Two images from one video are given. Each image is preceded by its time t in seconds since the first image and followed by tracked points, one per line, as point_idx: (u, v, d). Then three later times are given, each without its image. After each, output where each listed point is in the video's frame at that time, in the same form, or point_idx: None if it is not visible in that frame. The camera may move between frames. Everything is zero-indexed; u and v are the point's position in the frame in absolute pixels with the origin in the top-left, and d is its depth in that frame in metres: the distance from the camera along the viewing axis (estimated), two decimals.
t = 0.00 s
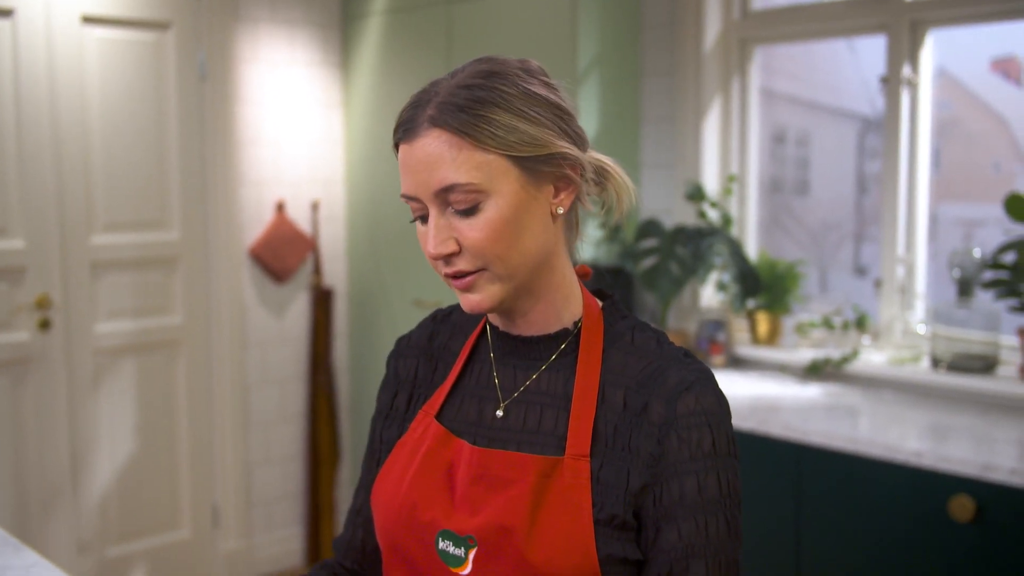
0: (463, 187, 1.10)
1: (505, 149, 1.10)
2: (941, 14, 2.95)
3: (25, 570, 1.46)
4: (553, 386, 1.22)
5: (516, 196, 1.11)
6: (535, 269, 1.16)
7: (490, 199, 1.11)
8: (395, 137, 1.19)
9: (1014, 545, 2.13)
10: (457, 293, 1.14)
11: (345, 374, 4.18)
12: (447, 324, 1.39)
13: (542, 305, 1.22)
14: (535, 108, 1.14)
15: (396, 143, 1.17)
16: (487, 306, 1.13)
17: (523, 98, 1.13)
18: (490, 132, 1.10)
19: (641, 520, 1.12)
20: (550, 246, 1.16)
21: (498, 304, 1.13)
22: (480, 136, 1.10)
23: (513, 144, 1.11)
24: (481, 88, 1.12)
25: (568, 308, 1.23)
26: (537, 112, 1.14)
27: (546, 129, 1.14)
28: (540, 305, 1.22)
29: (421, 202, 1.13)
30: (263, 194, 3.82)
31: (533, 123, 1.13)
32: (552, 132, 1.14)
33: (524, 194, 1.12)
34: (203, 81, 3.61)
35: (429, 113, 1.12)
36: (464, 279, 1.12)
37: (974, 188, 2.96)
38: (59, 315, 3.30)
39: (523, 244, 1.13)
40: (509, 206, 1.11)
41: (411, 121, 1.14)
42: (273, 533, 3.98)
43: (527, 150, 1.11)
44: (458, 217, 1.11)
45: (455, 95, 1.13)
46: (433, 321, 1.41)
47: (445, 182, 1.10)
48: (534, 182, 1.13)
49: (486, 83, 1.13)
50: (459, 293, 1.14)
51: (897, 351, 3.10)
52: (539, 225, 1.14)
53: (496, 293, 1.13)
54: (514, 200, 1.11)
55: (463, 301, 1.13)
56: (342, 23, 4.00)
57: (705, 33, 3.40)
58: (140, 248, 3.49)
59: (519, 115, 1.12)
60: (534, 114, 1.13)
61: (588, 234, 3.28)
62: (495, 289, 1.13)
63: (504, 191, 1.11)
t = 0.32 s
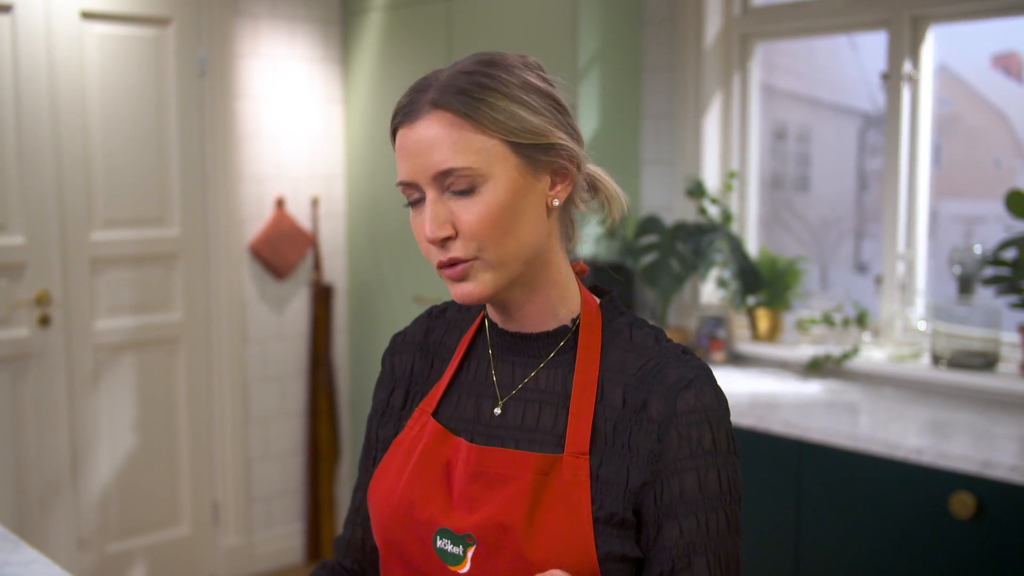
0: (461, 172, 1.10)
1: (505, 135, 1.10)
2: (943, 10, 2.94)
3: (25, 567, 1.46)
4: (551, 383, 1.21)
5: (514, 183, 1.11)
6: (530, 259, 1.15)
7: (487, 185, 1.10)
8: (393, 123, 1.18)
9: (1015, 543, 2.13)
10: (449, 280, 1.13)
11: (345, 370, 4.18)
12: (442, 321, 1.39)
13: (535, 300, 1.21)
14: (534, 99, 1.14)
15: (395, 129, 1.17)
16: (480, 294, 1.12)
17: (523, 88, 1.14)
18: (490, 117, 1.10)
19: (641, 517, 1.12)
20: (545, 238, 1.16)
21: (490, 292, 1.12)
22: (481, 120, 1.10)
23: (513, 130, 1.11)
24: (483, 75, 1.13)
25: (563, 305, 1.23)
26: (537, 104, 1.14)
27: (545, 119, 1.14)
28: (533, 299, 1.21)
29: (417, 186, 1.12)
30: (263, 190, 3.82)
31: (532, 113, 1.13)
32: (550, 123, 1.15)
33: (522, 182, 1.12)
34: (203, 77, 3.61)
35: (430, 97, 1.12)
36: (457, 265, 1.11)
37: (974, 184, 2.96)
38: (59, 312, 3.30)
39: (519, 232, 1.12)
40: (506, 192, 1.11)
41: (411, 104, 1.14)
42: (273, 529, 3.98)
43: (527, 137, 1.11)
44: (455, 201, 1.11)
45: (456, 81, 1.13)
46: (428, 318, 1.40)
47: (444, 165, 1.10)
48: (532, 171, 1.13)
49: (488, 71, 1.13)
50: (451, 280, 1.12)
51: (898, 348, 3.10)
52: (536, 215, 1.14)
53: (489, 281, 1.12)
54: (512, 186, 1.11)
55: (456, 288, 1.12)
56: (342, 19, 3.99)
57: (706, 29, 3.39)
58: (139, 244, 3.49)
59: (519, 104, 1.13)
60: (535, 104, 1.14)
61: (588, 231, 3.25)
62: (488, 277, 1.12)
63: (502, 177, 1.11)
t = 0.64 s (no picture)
0: (478, 165, 1.09)
1: (523, 129, 1.10)
2: (946, 6, 2.93)
3: (27, 567, 1.45)
4: (551, 383, 1.21)
5: (529, 179, 1.11)
6: (539, 257, 1.14)
7: (503, 180, 1.10)
8: (404, 113, 1.17)
9: (1020, 540, 2.12)
10: (458, 275, 1.11)
11: (348, 370, 4.17)
12: (440, 320, 1.38)
13: (540, 297, 1.20)
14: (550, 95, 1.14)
15: (407, 120, 1.15)
16: (490, 290, 1.11)
17: (540, 84, 1.13)
18: (509, 111, 1.10)
19: (643, 517, 1.11)
20: (554, 236, 1.15)
21: (501, 288, 1.11)
22: (500, 113, 1.09)
23: (531, 125, 1.10)
24: (501, 69, 1.12)
25: (565, 305, 1.22)
26: (552, 101, 1.14)
27: (559, 117, 1.14)
28: (539, 296, 1.20)
29: (431, 177, 1.11)
30: (265, 190, 3.81)
31: (548, 110, 1.13)
32: (564, 121, 1.14)
33: (536, 178, 1.11)
34: (205, 77, 3.61)
35: (448, 88, 1.11)
36: (469, 259, 1.10)
37: (978, 181, 2.94)
38: (61, 313, 3.29)
39: (531, 229, 1.11)
40: (522, 188, 1.10)
41: (427, 94, 1.12)
42: (276, 529, 3.98)
43: (544, 134, 1.11)
44: (469, 195, 1.10)
45: (474, 73, 1.12)
46: (426, 317, 1.39)
47: (462, 157, 1.09)
48: (546, 168, 1.12)
49: (506, 65, 1.13)
50: (460, 275, 1.11)
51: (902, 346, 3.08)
52: (548, 213, 1.13)
53: (499, 277, 1.11)
54: (527, 182, 1.11)
55: (466, 283, 1.11)
56: (344, 19, 3.99)
57: (708, 26, 3.38)
58: (142, 245, 3.49)
59: (535, 100, 1.12)
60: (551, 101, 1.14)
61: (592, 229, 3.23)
62: (500, 272, 1.11)
63: (518, 172, 1.10)
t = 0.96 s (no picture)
0: (477, 167, 1.09)
1: (523, 131, 1.10)
2: (947, 4, 2.93)
3: (28, 567, 1.45)
4: (551, 380, 1.21)
5: (529, 179, 1.10)
6: (540, 257, 1.14)
7: (503, 181, 1.09)
8: (403, 113, 1.16)
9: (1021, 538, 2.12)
10: (460, 276, 1.12)
11: (349, 368, 4.17)
12: (439, 320, 1.38)
13: (541, 295, 1.20)
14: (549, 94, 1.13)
15: (407, 121, 1.15)
16: (491, 291, 1.11)
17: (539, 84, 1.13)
18: (508, 111, 1.09)
19: (642, 515, 1.11)
20: (555, 235, 1.15)
21: (502, 289, 1.12)
22: (500, 114, 1.09)
23: (531, 126, 1.10)
24: (500, 69, 1.12)
25: (565, 301, 1.22)
26: (552, 99, 1.14)
27: (559, 116, 1.13)
28: (540, 294, 1.20)
29: (431, 178, 1.11)
30: (266, 189, 3.81)
31: (548, 109, 1.13)
32: (564, 120, 1.14)
33: (538, 179, 1.11)
34: (205, 76, 3.61)
35: (447, 88, 1.11)
36: (470, 260, 1.10)
37: (979, 178, 2.94)
38: (62, 313, 3.30)
39: (533, 229, 1.11)
40: (522, 188, 1.10)
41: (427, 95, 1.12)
42: (278, 528, 3.98)
43: (544, 134, 1.11)
44: (470, 197, 1.10)
45: (474, 73, 1.11)
46: (425, 316, 1.39)
47: (461, 159, 1.09)
48: (547, 168, 1.12)
49: (505, 64, 1.12)
50: (461, 275, 1.11)
51: (903, 343, 3.08)
52: (549, 212, 1.13)
53: (500, 277, 1.11)
54: (527, 182, 1.10)
55: (467, 283, 1.11)
56: (344, 17, 3.99)
57: (709, 23, 3.38)
58: (142, 244, 3.49)
59: (535, 99, 1.12)
60: (551, 101, 1.13)
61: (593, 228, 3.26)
62: (501, 272, 1.11)
63: (518, 173, 1.10)
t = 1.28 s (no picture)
0: (463, 182, 1.09)
1: (509, 144, 1.09)
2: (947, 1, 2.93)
3: (28, 565, 1.46)
4: (548, 378, 1.21)
5: (517, 191, 1.10)
6: (532, 264, 1.15)
7: (490, 195, 1.09)
8: (393, 121, 1.16)
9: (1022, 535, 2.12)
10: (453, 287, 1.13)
11: (350, 367, 4.17)
12: (441, 316, 1.37)
13: (539, 296, 1.21)
14: (537, 100, 1.12)
15: (396, 130, 1.15)
16: (483, 301, 1.13)
17: (526, 90, 1.11)
18: (494, 125, 1.09)
19: (636, 514, 1.11)
20: (548, 240, 1.16)
21: (493, 299, 1.13)
22: (483, 129, 1.08)
23: (518, 138, 1.09)
24: (487, 78, 1.11)
25: (564, 299, 1.22)
26: (542, 105, 1.12)
27: (548, 122, 1.12)
28: (537, 296, 1.21)
29: (419, 192, 1.11)
30: (266, 188, 3.81)
31: (536, 117, 1.11)
32: (554, 125, 1.13)
33: (526, 189, 1.11)
34: (206, 74, 3.61)
35: (432, 101, 1.10)
36: (460, 273, 1.12)
37: (980, 176, 2.94)
38: (63, 311, 3.30)
39: (522, 239, 1.12)
40: (509, 201, 1.10)
41: (412, 107, 1.12)
42: (279, 526, 3.98)
43: (531, 144, 1.10)
44: (457, 210, 1.10)
45: (459, 85, 1.11)
46: (427, 311, 1.39)
47: (447, 175, 1.09)
48: (536, 177, 1.12)
49: (491, 73, 1.11)
50: (454, 285, 1.13)
51: (904, 341, 3.08)
52: (540, 220, 1.13)
53: (491, 288, 1.12)
54: (515, 194, 1.10)
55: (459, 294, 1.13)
56: (345, 16, 3.99)
57: (709, 21, 3.38)
58: (143, 242, 3.49)
59: (522, 108, 1.11)
60: (538, 107, 1.12)
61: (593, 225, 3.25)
62: (492, 283, 1.12)
63: (505, 186, 1.10)
